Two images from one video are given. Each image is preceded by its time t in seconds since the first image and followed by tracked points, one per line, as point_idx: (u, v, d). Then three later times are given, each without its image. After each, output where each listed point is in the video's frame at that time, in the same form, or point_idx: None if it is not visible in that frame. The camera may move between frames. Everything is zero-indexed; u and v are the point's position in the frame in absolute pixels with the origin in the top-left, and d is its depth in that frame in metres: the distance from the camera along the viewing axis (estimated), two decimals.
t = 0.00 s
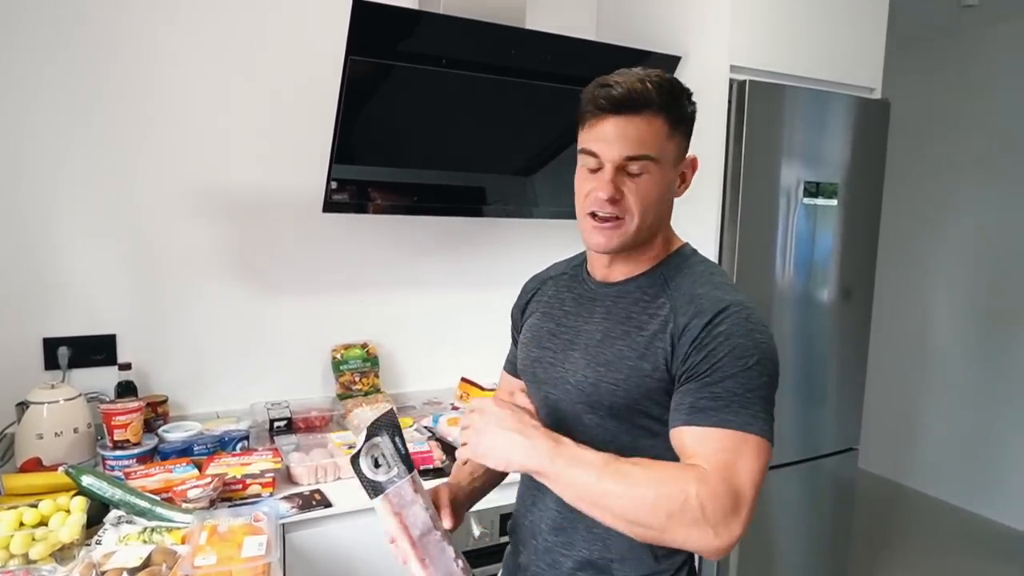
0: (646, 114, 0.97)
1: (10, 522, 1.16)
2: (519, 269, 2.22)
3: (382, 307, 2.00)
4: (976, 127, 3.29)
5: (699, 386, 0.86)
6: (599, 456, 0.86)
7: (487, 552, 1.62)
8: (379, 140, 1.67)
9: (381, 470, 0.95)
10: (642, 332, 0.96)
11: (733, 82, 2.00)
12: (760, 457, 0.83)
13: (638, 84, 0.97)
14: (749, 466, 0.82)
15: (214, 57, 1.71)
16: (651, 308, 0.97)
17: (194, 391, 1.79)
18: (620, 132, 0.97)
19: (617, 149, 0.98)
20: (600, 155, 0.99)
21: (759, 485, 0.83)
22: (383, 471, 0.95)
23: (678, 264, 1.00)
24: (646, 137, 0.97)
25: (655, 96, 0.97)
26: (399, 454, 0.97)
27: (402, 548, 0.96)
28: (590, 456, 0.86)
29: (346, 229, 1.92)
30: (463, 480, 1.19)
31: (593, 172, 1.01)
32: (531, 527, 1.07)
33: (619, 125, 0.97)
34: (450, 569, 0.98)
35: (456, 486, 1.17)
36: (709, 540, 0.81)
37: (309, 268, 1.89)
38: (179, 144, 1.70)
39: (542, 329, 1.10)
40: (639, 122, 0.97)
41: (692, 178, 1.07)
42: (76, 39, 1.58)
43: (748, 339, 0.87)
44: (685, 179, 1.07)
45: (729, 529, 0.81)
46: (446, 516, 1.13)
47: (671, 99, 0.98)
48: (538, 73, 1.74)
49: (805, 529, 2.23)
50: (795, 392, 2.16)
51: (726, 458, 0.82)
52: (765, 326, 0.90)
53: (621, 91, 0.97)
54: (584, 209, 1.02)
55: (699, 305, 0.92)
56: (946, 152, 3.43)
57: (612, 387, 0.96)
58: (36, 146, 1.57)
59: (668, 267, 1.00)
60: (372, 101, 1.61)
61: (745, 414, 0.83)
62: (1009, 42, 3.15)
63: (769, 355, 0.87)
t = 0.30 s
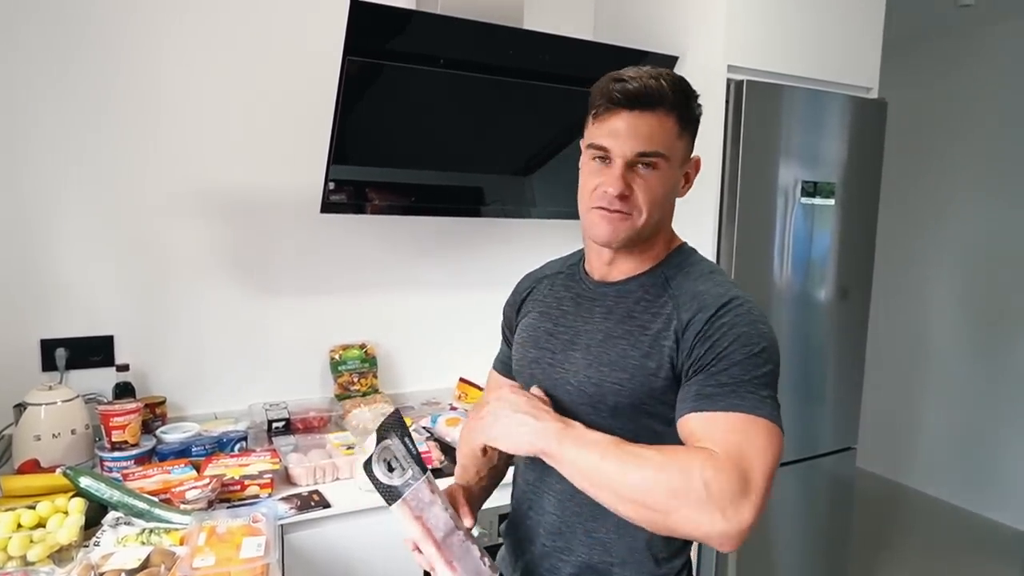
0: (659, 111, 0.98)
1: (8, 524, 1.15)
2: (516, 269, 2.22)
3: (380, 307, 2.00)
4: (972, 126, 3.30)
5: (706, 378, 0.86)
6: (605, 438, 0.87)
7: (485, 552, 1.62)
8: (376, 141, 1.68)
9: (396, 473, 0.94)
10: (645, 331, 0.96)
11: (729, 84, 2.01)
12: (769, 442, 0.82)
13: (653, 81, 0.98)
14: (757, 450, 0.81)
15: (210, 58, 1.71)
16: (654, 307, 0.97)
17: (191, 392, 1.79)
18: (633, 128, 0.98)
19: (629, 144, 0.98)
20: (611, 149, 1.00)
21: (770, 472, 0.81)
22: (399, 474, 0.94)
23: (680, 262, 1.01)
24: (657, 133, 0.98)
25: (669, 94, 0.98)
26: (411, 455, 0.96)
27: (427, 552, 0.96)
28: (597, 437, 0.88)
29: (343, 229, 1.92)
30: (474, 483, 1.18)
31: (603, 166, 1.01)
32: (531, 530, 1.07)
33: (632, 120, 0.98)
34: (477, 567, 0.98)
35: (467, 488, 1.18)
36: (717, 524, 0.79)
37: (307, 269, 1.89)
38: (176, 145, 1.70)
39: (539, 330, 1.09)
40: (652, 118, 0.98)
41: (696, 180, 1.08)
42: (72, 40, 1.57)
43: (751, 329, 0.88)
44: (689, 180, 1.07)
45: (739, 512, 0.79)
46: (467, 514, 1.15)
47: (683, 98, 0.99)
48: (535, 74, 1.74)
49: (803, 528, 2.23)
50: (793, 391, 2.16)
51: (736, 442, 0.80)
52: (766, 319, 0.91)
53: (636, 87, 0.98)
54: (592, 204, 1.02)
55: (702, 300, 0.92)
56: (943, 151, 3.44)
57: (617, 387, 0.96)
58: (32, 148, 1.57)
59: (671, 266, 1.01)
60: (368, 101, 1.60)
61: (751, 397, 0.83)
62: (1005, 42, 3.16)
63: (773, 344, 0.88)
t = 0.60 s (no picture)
0: (641, 108, 0.99)
1: (8, 525, 1.15)
2: (516, 269, 2.21)
3: (379, 308, 2.00)
4: (970, 127, 3.30)
5: (678, 367, 0.84)
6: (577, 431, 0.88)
7: (485, 552, 1.62)
8: (375, 142, 1.68)
9: (403, 476, 0.94)
10: (626, 329, 0.95)
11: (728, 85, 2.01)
12: (738, 425, 0.77)
13: (636, 78, 1.00)
14: (725, 430, 0.76)
15: (209, 59, 1.71)
16: (636, 305, 0.97)
17: (191, 393, 1.79)
18: (618, 125, 0.99)
19: (615, 141, 0.99)
20: (597, 147, 1.01)
21: (739, 454, 0.76)
22: (405, 478, 0.94)
23: (665, 259, 1.00)
24: (641, 130, 0.99)
25: (651, 91, 0.99)
26: (419, 460, 0.96)
27: (426, 558, 0.96)
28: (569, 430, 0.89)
29: (343, 230, 1.92)
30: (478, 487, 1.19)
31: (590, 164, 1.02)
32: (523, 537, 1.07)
33: (616, 117, 0.99)
34: None
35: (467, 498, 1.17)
36: (676, 507, 0.76)
37: (306, 270, 1.89)
38: (174, 146, 1.70)
39: (532, 335, 1.11)
40: (636, 115, 0.99)
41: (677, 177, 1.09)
42: (71, 41, 1.57)
43: (724, 316, 0.85)
44: (671, 178, 1.08)
45: (698, 493, 0.75)
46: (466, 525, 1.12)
47: (664, 95, 1.01)
48: (534, 74, 1.73)
49: (803, 527, 2.23)
50: (793, 391, 2.16)
51: (700, 424, 0.77)
52: (745, 308, 0.88)
53: (619, 84, 0.99)
54: (580, 203, 1.02)
55: (679, 293, 0.91)
56: (942, 151, 3.44)
57: (600, 386, 0.95)
58: (32, 149, 1.57)
59: (656, 262, 1.00)
60: (367, 102, 1.60)
61: (723, 382, 0.79)
62: (1003, 43, 3.16)
63: (750, 331, 0.85)
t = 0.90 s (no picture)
0: (614, 106, 1.00)
1: (6, 527, 1.15)
2: (515, 269, 2.21)
3: (378, 308, 2.00)
4: (969, 126, 3.31)
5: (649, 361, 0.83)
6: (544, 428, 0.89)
7: (484, 553, 1.62)
8: (374, 143, 1.68)
9: (376, 482, 0.93)
10: (606, 329, 0.95)
11: (727, 85, 2.01)
12: (691, 400, 0.76)
13: (607, 77, 1.00)
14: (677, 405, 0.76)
15: (208, 60, 1.71)
16: (616, 305, 0.97)
17: (190, 394, 1.79)
18: (592, 124, 0.99)
19: (591, 140, 0.99)
20: (574, 147, 1.00)
21: (690, 428, 0.74)
22: (378, 484, 0.93)
23: (646, 256, 1.00)
24: (616, 128, 0.99)
25: (623, 88, 0.99)
26: (394, 466, 0.95)
27: (397, 560, 0.96)
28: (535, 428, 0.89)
29: (341, 231, 1.92)
30: (467, 493, 1.18)
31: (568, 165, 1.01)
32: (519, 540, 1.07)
33: (589, 116, 0.99)
34: None
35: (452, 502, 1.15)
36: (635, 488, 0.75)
37: (305, 270, 1.89)
38: (174, 147, 1.70)
39: (520, 342, 1.11)
40: (610, 113, 0.99)
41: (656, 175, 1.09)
42: (70, 42, 1.57)
43: (693, 306, 0.84)
44: (650, 176, 1.08)
45: (650, 470, 0.74)
46: (444, 530, 1.11)
47: (636, 92, 1.01)
48: (532, 74, 1.74)
49: (803, 527, 2.23)
50: (792, 391, 2.16)
51: (652, 406, 0.77)
52: (716, 295, 0.87)
53: (591, 84, 0.99)
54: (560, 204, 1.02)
55: (652, 289, 0.91)
56: (941, 151, 3.44)
57: (583, 388, 0.95)
58: (31, 150, 1.57)
59: (638, 260, 1.00)
60: (366, 103, 1.60)
61: (691, 367, 0.78)
62: (1002, 42, 3.17)
63: (719, 316, 0.83)
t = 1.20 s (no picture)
0: (629, 101, 1.00)
1: (6, 527, 1.15)
2: (515, 270, 2.21)
3: (378, 309, 2.00)
4: (969, 127, 3.31)
5: (676, 393, 0.82)
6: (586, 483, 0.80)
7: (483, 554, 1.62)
8: (373, 143, 1.68)
9: (354, 471, 0.96)
10: (611, 339, 0.95)
11: (727, 85, 2.02)
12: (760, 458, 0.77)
13: (624, 72, 1.01)
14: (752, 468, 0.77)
15: (208, 60, 1.71)
16: (620, 314, 0.96)
17: (189, 395, 1.79)
18: (608, 116, 0.99)
19: (605, 132, 0.99)
20: (587, 138, 1.00)
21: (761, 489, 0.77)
22: (356, 473, 0.96)
23: (649, 262, 1.00)
24: (630, 124, 1.00)
25: (638, 85, 1.00)
26: (373, 456, 0.98)
27: (375, 552, 0.98)
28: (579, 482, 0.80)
29: (341, 231, 1.92)
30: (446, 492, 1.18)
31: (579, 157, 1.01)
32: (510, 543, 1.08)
33: (604, 109, 0.99)
34: (423, 575, 0.98)
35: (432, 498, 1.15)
36: (718, 556, 0.75)
37: (304, 271, 1.89)
38: (173, 148, 1.70)
39: (514, 341, 1.11)
40: (625, 107, 1.00)
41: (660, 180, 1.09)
42: (69, 41, 1.57)
43: (718, 335, 0.82)
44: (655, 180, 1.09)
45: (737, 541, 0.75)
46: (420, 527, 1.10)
47: (649, 91, 1.02)
48: (532, 75, 1.74)
49: (802, 528, 2.23)
50: (791, 392, 2.16)
51: (724, 468, 0.76)
52: (736, 321, 0.86)
53: (608, 76, 1.00)
54: (568, 197, 1.01)
55: (666, 305, 0.90)
56: (940, 152, 3.44)
57: (584, 397, 0.95)
58: (31, 150, 1.57)
59: (639, 265, 1.01)
60: (365, 103, 1.60)
61: (732, 415, 0.78)
62: (1001, 43, 3.17)
63: (744, 346, 0.83)
